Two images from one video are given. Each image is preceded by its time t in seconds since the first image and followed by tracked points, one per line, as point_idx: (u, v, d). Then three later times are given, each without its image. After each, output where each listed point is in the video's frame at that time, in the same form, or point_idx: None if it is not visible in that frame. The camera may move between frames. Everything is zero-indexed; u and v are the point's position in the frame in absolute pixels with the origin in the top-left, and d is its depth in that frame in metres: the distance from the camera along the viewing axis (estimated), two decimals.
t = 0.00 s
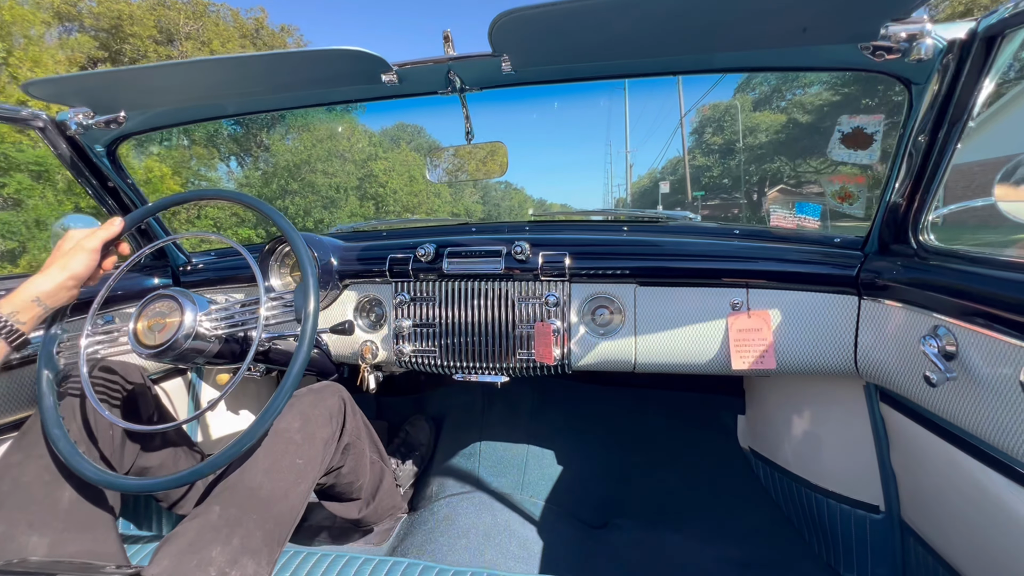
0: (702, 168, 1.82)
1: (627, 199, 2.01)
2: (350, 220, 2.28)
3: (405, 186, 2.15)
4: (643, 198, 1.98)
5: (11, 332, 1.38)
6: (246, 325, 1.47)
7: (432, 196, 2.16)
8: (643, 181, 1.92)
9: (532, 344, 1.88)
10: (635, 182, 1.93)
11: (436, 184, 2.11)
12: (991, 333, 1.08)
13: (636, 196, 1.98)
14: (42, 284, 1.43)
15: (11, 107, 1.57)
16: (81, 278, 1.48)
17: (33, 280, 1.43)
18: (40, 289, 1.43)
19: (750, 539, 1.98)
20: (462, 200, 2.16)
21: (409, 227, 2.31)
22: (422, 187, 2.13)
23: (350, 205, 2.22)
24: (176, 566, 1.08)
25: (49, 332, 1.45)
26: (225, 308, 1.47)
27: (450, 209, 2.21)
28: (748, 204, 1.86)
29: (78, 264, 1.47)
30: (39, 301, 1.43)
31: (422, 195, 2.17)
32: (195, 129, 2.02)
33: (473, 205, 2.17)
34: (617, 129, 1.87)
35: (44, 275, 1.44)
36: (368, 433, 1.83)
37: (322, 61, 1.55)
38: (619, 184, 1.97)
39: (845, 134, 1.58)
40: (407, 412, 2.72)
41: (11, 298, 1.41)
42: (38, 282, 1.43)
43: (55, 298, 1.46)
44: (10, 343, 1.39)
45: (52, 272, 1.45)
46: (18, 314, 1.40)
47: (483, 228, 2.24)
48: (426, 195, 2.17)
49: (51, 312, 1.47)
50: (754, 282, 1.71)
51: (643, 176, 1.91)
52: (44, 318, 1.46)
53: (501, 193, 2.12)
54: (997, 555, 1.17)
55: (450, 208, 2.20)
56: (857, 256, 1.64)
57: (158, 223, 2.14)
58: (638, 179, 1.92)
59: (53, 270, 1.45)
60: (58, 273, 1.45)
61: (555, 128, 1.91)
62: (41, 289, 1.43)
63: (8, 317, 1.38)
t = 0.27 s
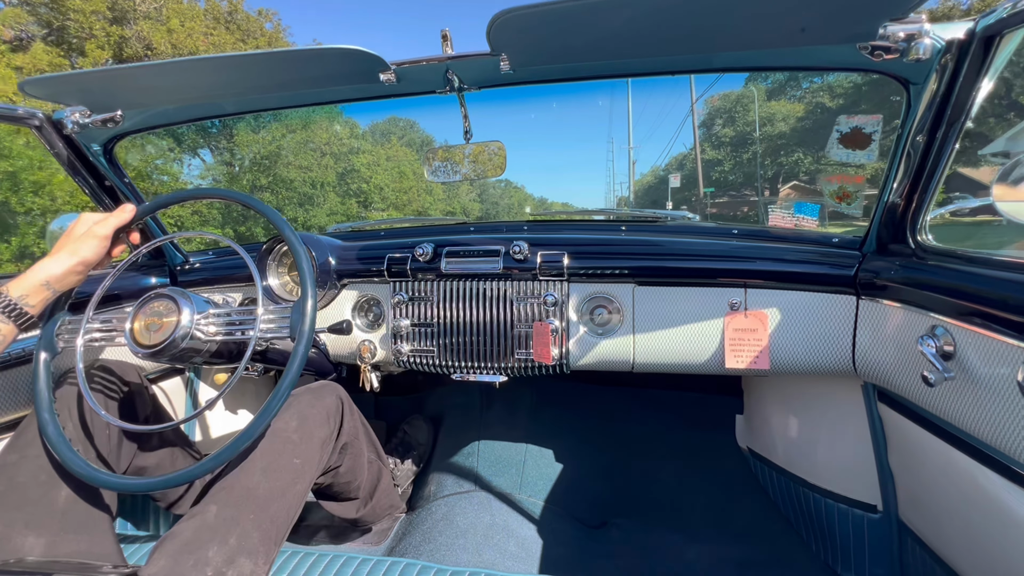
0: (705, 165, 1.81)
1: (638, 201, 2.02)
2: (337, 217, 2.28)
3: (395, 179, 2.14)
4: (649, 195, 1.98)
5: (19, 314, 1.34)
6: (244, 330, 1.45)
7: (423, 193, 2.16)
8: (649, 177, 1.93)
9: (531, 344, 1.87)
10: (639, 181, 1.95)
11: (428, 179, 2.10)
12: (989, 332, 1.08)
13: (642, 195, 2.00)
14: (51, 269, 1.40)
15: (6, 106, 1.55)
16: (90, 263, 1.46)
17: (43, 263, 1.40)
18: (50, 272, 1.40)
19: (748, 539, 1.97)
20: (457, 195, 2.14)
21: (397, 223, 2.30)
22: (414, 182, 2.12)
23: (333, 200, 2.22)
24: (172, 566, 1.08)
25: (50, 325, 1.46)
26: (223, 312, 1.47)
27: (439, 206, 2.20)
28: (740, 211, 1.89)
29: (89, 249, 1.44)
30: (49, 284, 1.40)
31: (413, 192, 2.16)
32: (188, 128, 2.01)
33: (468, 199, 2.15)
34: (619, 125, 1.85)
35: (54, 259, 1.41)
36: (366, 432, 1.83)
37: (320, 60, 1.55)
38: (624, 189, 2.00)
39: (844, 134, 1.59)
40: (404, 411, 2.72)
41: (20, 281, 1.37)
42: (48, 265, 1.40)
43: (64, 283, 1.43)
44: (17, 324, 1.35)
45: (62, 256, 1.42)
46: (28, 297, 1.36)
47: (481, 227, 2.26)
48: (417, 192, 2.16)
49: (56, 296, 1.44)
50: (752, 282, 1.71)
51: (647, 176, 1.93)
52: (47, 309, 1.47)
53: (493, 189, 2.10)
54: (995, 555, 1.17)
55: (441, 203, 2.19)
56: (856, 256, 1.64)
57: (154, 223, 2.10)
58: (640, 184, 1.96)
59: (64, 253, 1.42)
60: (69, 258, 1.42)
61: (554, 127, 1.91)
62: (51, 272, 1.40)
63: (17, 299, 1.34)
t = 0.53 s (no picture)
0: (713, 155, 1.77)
1: (639, 193, 2.01)
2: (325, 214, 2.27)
3: (385, 174, 2.14)
4: (651, 192, 1.98)
5: (24, 307, 1.36)
6: (245, 329, 1.46)
7: (413, 189, 2.17)
8: (653, 172, 1.92)
9: (531, 341, 1.88)
10: (645, 178, 1.96)
11: (416, 174, 2.12)
12: (987, 326, 1.08)
13: (644, 189, 1.98)
14: (58, 265, 1.40)
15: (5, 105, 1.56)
16: (97, 259, 1.46)
17: (51, 257, 1.41)
18: (56, 267, 1.40)
19: (748, 533, 1.98)
20: (453, 193, 2.16)
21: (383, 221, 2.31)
22: (403, 178, 2.14)
23: (321, 199, 2.22)
24: (175, 563, 1.08)
25: (54, 317, 1.46)
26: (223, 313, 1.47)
27: (428, 203, 2.22)
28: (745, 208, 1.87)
29: (94, 244, 1.44)
30: (55, 278, 1.41)
31: (401, 189, 2.17)
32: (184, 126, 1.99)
33: (463, 197, 2.16)
34: (622, 118, 1.84)
35: (61, 252, 1.41)
36: (367, 429, 1.83)
37: (318, 57, 1.55)
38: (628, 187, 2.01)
39: (842, 129, 1.58)
40: (405, 409, 2.72)
41: (28, 275, 1.39)
42: (55, 260, 1.40)
43: (71, 277, 1.44)
44: (23, 317, 1.37)
45: (69, 251, 1.42)
46: (34, 291, 1.38)
47: (480, 225, 2.26)
48: (406, 189, 2.17)
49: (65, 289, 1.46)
50: (752, 277, 1.71)
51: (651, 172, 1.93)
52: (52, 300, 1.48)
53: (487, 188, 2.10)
54: (994, 547, 1.18)
55: (430, 199, 2.20)
56: (856, 251, 1.64)
57: (153, 221, 2.09)
58: (643, 184, 1.98)
59: (71, 248, 1.42)
60: (75, 252, 1.42)
61: (553, 123, 1.90)
62: (57, 267, 1.41)
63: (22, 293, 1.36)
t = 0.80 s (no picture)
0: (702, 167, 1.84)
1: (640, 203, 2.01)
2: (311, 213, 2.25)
3: (372, 170, 2.13)
4: (648, 191, 1.96)
5: (30, 305, 1.35)
6: (245, 336, 1.44)
7: (414, 195, 2.17)
8: (655, 168, 1.90)
9: (531, 346, 1.87)
10: (648, 178, 1.93)
11: (402, 169, 2.11)
12: (992, 332, 1.07)
13: (644, 194, 1.97)
14: (66, 262, 1.40)
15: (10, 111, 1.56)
16: (105, 257, 1.45)
17: (59, 255, 1.40)
18: (64, 265, 1.40)
19: (752, 541, 1.96)
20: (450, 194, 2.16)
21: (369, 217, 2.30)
22: (390, 174, 2.13)
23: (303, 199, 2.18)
24: (173, 571, 1.07)
25: (58, 312, 1.47)
26: (224, 323, 1.46)
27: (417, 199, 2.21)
28: (742, 208, 1.89)
29: (103, 244, 1.44)
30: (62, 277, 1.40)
31: (387, 185, 2.17)
32: (186, 134, 2.00)
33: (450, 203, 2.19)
34: (624, 118, 1.83)
35: (69, 251, 1.41)
36: (367, 435, 1.82)
37: (320, 64, 1.55)
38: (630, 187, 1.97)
39: (844, 134, 1.58)
40: (406, 415, 2.71)
41: (36, 272, 1.38)
42: (62, 258, 1.40)
43: (78, 275, 1.43)
44: (29, 314, 1.35)
45: (77, 249, 1.41)
46: (41, 290, 1.37)
47: (480, 230, 2.26)
48: (392, 185, 2.17)
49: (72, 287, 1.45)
50: (753, 283, 1.71)
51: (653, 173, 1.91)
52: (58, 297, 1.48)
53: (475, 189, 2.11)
54: (1000, 555, 1.17)
55: (420, 197, 2.19)
56: (857, 256, 1.63)
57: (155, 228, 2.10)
58: (646, 183, 1.94)
59: (79, 247, 1.41)
60: (83, 251, 1.42)
61: (554, 129, 1.90)
62: (65, 265, 1.40)
63: (29, 291, 1.35)
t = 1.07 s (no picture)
0: (705, 166, 1.82)
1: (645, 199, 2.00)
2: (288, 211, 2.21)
3: (354, 166, 2.11)
4: (650, 188, 1.95)
5: (29, 309, 1.35)
6: (246, 332, 1.45)
7: (415, 193, 2.17)
8: (657, 167, 1.88)
9: (532, 344, 1.87)
10: (651, 176, 1.91)
11: (387, 164, 2.09)
12: (994, 330, 1.07)
13: (648, 191, 1.97)
14: (62, 265, 1.40)
15: (10, 107, 1.57)
16: (102, 259, 1.45)
17: (56, 258, 1.40)
18: (61, 267, 1.40)
19: (752, 539, 1.96)
20: (448, 193, 2.15)
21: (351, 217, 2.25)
22: (374, 170, 2.12)
23: (281, 194, 2.15)
24: (174, 568, 1.07)
25: (57, 313, 1.47)
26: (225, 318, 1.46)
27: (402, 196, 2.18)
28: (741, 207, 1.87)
29: (99, 245, 1.43)
30: (60, 279, 1.40)
31: (371, 181, 2.16)
32: (187, 130, 2.01)
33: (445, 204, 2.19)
34: (624, 116, 1.82)
35: (66, 253, 1.41)
36: (368, 433, 1.83)
37: (321, 61, 1.55)
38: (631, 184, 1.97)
39: (846, 132, 1.57)
40: (407, 413, 2.71)
41: (33, 275, 1.39)
42: (59, 260, 1.40)
43: (76, 277, 1.43)
44: (29, 318, 1.35)
45: (74, 251, 1.41)
46: (39, 293, 1.37)
47: (482, 228, 2.26)
48: (387, 182, 2.15)
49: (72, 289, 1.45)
50: (755, 281, 1.70)
51: (654, 172, 1.90)
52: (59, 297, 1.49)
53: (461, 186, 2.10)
54: (1001, 554, 1.16)
55: (406, 195, 2.17)
56: (859, 254, 1.63)
57: (157, 225, 2.11)
58: (649, 179, 1.93)
59: (75, 249, 1.41)
60: (80, 253, 1.41)
61: (555, 127, 1.90)
62: (62, 268, 1.40)
63: (27, 295, 1.35)
